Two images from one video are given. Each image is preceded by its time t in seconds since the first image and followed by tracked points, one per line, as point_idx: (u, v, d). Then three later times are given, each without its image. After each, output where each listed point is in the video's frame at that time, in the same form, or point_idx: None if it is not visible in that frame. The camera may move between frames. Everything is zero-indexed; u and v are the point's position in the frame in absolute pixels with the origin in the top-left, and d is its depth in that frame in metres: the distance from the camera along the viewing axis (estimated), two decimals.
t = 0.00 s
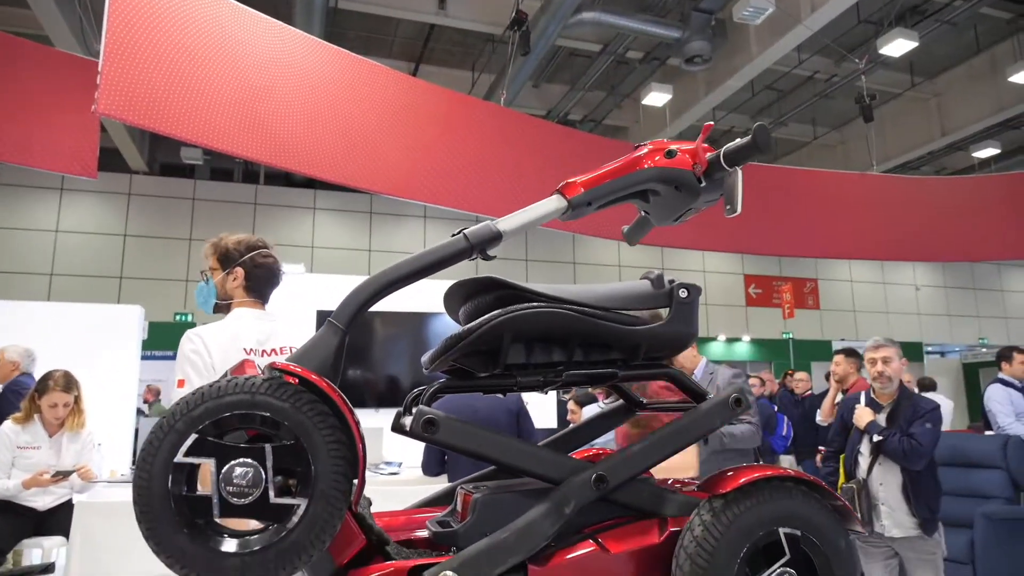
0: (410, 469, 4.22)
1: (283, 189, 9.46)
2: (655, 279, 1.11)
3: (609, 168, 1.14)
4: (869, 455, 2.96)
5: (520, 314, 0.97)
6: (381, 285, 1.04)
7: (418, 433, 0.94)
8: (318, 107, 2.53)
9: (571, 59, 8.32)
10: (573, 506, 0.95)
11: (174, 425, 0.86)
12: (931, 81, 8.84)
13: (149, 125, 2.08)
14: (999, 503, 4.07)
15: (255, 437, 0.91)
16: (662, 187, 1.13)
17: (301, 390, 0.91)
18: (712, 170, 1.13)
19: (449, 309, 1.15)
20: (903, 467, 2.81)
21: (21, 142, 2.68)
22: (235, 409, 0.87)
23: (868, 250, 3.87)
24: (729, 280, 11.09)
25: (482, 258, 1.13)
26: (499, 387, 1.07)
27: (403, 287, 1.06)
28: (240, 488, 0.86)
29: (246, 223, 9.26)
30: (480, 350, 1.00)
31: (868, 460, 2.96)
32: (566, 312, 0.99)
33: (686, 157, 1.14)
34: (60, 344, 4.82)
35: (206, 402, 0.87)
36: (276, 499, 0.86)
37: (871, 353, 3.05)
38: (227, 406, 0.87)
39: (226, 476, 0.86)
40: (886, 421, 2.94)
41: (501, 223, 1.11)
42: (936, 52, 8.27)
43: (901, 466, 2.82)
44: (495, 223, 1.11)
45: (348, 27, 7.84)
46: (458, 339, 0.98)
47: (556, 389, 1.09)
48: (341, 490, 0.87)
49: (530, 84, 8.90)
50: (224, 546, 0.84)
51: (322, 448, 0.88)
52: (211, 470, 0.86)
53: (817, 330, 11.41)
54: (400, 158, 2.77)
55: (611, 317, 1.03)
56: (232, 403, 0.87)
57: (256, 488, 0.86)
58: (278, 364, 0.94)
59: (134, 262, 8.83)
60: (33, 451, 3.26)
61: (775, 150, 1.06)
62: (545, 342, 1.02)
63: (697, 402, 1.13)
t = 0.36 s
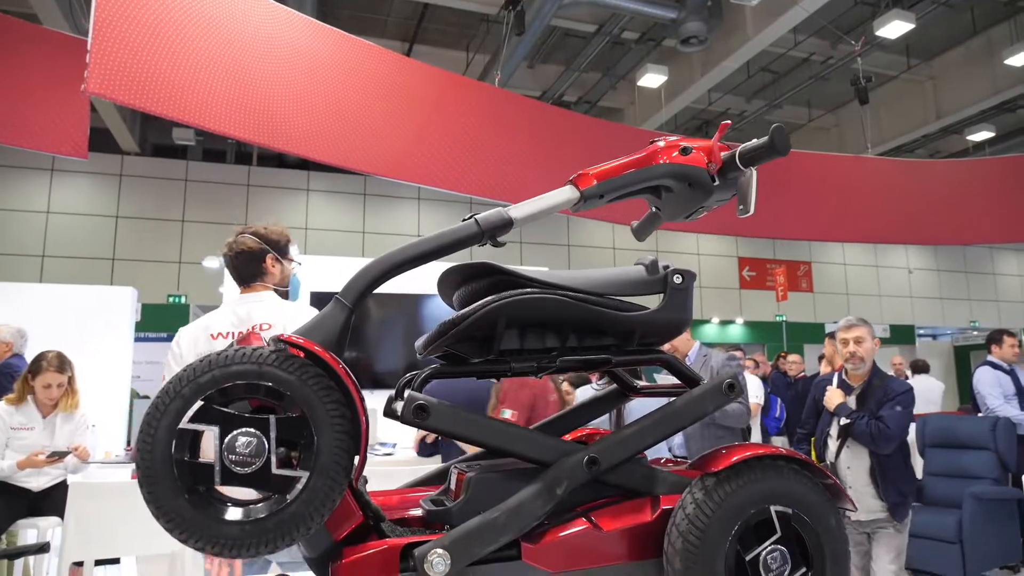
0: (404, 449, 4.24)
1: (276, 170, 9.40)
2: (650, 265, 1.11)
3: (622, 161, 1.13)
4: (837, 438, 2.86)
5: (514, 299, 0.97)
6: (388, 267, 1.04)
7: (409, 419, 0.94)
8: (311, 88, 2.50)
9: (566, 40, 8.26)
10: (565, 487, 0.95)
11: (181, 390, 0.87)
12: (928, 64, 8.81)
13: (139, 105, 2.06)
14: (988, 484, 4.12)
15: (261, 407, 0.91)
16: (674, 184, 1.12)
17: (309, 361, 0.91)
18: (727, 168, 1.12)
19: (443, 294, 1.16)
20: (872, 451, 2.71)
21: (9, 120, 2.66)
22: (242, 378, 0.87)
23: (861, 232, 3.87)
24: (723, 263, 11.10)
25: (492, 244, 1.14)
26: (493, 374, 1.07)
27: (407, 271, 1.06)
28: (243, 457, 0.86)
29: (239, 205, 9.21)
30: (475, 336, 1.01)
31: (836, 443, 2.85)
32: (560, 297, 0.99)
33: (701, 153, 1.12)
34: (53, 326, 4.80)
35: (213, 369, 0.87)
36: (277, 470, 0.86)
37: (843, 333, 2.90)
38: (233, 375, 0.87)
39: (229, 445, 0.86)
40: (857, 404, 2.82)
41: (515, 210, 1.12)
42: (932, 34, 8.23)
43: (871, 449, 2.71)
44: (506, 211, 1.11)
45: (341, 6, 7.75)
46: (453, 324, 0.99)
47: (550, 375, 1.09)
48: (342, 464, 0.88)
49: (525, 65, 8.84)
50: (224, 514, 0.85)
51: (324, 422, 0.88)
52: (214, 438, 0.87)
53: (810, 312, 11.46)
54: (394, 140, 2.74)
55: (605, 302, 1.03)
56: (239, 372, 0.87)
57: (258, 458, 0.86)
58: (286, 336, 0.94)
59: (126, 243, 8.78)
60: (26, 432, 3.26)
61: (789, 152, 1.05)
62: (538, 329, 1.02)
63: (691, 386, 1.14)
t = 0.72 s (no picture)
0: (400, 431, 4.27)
1: (270, 152, 9.34)
2: (646, 252, 1.10)
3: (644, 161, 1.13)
4: (816, 420, 2.57)
5: (510, 287, 0.97)
6: (407, 246, 1.05)
7: (401, 408, 0.95)
8: (307, 67, 2.48)
9: (562, 20, 8.19)
10: (558, 469, 0.96)
11: (196, 353, 0.88)
12: (925, 45, 8.76)
13: (132, 85, 2.05)
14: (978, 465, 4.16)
15: (271, 376, 0.93)
16: (693, 188, 1.12)
17: (323, 334, 0.93)
18: (747, 178, 1.12)
19: (439, 280, 1.15)
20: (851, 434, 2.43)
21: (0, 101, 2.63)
22: (257, 346, 0.89)
23: (858, 215, 3.88)
24: (719, 245, 11.11)
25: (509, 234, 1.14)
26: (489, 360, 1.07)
27: (421, 256, 1.06)
28: (252, 425, 0.87)
29: (233, 186, 9.15)
30: (471, 322, 1.01)
31: (815, 425, 2.56)
32: (555, 285, 0.99)
33: (722, 159, 1.12)
34: (47, 308, 4.78)
35: (229, 335, 0.88)
36: (284, 439, 0.88)
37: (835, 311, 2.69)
38: (249, 343, 0.88)
39: (240, 411, 0.87)
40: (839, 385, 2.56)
41: (532, 202, 1.12)
42: (930, 15, 8.18)
43: (850, 432, 2.44)
44: (526, 201, 1.11)
45: None
46: (448, 312, 0.99)
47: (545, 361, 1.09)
48: (348, 438, 0.90)
49: (520, 46, 8.76)
50: (229, 476, 0.87)
51: (333, 395, 0.89)
52: (223, 403, 0.87)
53: (805, 295, 11.50)
54: (389, 120, 2.73)
55: (601, 290, 1.03)
56: (255, 340, 0.89)
57: (266, 426, 0.88)
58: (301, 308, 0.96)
59: (120, 225, 8.73)
60: (23, 413, 3.25)
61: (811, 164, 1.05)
62: (534, 317, 1.03)
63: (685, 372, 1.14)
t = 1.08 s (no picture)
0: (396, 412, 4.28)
1: (265, 135, 9.28)
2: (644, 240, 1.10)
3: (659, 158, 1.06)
4: (802, 404, 2.60)
5: (506, 275, 0.96)
6: (420, 230, 0.99)
7: (394, 397, 0.95)
8: (300, 47, 2.45)
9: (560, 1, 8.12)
10: (552, 454, 0.96)
11: (205, 322, 0.83)
12: (924, 28, 8.71)
13: (121, 65, 2.04)
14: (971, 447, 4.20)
15: (278, 350, 0.88)
16: (708, 190, 1.06)
17: (335, 311, 0.88)
18: (762, 181, 1.07)
19: (434, 265, 1.14)
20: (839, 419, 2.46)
21: None
22: (267, 318, 0.84)
23: (855, 198, 3.87)
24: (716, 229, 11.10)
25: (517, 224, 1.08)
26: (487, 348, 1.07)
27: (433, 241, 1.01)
28: (258, 396, 0.83)
29: (228, 169, 9.10)
30: (467, 310, 1.00)
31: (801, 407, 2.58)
32: (552, 274, 0.98)
33: (738, 160, 1.07)
34: (42, 290, 4.77)
35: (240, 305, 0.84)
36: (290, 413, 0.84)
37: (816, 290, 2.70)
38: (260, 314, 0.84)
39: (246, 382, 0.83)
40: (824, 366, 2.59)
41: (546, 192, 1.04)
42: None
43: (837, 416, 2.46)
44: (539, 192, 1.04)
45: None
46: (446, 300, 0.98)
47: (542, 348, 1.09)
48: (355, 417, 0.86)
49: (517, 27, 8.69)
50: (232, 448, 0.83)
51: (342, 371, 0.85)
52: (230, 373, 0.83)
53: (801, 279, 11.51)
54: (384, 101, 2.70)
55: (599, 279, 1.02)
56: (267, 311, 0.84)
57: (272, 399, 0.83)
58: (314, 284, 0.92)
59: (114, 208, 8.69)
60: (17, 396, 3.27)
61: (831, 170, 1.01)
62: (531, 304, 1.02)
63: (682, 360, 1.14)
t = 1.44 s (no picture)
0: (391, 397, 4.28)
1: (259, 118, 9.22)
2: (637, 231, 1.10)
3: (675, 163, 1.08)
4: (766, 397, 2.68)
5: (499, 266, 0.96)
6: (433, 218, 0.99)
7: (387, 386, 0.95)
8: (295, 30, 2.43)
9: None
10: (544, 440, 0.97)
11: (215, 293, 0.84)
12: (921, 13, 8.68)
13: (112, 46, 2.04)
14: (961, 431, 4.24)
15: (285, 326, 0.89)
16: (720, 197, 1.09)
17: (344, 288, 0.89)
18: (772, 190, 1.11)
19: (429, 256, 1.13)
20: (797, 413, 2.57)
21: None
22: (276, 293, 0.85)
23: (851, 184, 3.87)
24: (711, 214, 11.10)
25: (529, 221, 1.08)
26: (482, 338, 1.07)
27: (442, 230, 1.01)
28: (263, 371, 0.84)
29: (222, 152, 9.04)
30: (460, 302, 1.00)
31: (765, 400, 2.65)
32: (546, 265, 0.98)
33: (749, 168, 1.10)
34: (35, 275, 4.75)
35: (250, 279, 0.84)
36: (293, 390, 0.84)
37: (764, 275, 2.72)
38: (268, 288, 0.84)
39: (252, 356, 0.83)
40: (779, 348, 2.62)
41: (559, 188, 1.05)
42: None
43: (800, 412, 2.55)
44: (552, 187, 1.04)
45: None
46: (440, 292, 0.98)
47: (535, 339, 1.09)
48: (357, 398, 0.86)
49: (512, 10, 8.63)
50: (235, 421, 0.83)
51: (347, 350, 0.86)
52: (237, 345, 0.83)
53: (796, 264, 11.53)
54: (380, 84, 2.67)
55: (592, 270, 1.02)
56: (276, 286, 0.85)
57: (277, 374, 0.84)
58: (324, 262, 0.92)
59: (107, 192, 8.63)
60: (11, 380, 3.26)
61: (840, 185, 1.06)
62: (525, 296, 1.02)
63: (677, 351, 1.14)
